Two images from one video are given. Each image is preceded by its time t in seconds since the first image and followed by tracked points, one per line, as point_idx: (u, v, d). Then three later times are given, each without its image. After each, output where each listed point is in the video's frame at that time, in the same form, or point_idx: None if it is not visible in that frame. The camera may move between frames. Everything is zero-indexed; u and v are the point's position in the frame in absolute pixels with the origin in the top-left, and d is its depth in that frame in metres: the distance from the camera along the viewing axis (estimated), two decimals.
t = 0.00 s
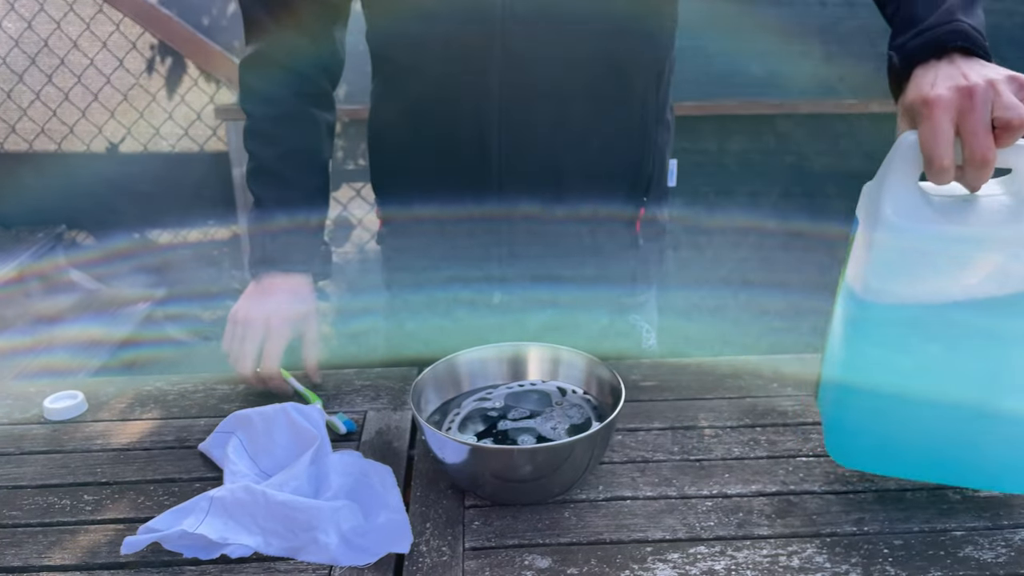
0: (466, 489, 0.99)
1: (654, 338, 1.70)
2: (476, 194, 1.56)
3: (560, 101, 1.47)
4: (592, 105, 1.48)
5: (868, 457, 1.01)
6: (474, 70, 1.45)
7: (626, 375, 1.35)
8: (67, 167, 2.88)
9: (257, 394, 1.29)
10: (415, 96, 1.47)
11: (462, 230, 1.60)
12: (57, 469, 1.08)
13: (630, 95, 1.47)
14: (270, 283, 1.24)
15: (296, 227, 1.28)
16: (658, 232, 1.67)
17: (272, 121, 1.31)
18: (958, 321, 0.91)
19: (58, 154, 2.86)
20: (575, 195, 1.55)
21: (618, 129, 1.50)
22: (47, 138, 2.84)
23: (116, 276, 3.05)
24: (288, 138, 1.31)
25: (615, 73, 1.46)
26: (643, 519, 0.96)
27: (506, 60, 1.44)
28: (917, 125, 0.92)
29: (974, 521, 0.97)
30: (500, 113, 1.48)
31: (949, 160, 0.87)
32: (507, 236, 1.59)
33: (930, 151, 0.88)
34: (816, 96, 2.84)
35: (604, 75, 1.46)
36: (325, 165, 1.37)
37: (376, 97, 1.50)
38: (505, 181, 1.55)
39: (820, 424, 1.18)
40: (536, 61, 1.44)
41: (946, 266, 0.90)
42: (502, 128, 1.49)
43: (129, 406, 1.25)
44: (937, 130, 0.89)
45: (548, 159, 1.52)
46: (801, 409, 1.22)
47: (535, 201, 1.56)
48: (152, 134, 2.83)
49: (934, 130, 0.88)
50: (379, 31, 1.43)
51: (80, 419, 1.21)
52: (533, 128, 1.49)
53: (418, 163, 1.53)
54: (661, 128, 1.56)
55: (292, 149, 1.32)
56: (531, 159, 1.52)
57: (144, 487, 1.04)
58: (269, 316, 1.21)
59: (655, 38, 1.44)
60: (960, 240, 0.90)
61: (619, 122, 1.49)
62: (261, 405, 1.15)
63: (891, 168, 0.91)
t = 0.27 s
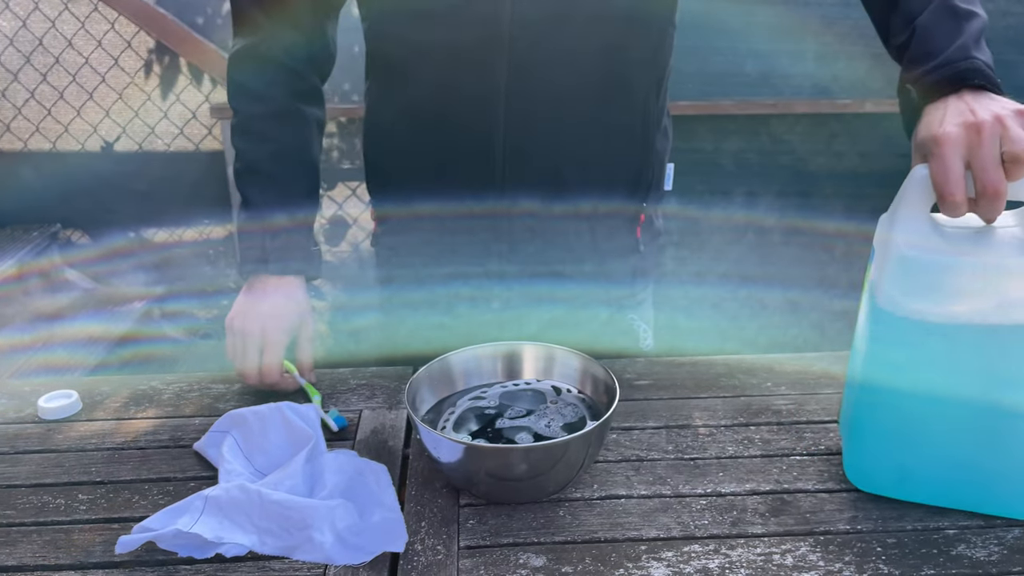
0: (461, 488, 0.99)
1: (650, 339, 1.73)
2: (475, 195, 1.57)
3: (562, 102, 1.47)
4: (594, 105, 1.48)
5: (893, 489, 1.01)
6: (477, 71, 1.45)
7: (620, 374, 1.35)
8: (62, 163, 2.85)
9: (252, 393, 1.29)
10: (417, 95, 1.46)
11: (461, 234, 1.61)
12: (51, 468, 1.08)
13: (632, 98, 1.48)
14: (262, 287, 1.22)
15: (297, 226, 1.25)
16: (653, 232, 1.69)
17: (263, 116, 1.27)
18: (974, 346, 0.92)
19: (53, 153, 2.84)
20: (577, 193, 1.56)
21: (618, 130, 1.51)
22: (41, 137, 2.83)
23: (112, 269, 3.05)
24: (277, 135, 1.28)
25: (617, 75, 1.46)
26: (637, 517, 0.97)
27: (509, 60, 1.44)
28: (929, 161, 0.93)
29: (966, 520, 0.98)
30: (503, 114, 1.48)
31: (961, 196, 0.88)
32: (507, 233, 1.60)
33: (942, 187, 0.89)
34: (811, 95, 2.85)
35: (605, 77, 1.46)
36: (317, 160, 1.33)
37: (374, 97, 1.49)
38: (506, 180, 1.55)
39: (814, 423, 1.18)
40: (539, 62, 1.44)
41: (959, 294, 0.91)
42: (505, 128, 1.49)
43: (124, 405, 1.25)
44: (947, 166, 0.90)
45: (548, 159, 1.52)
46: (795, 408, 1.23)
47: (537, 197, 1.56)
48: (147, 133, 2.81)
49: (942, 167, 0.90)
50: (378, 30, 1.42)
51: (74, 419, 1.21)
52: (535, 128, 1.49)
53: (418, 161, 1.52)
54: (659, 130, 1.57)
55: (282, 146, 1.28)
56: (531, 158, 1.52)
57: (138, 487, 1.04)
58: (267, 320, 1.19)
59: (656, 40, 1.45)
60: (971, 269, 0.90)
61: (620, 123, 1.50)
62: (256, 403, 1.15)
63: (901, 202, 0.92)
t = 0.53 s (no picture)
0: (457, 488, 1.00)
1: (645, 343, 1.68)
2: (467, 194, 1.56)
3: (556, 101, 1.47)
4: (587, 106, 1.48)
5: (889, 496, 1.01)
6: (472, 68, 1.44)
7: (616, 374, 1.35)
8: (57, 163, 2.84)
9: (248, 393, 1.29)
10: (410, 93, 1.46)
11: (451, 230, 1.59)
12: (47, 468, 1.08)
13: (625, 99, 1.49)
14: (231, 264, 1.14)
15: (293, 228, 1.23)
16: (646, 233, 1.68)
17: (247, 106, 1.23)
18: (964, 347, 0.93)
19: (48, 152, 2.82)
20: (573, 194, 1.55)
21: (611, 131, 1.51)
22: (36, 137, 2.81)
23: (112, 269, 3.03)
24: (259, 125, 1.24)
25: (610, 76, 1.47)
26: (633, 517, 0.97)
27: (504, 59, 1.44)
28: (905, 165, 0.95)
29: (960, 520, 0.98)
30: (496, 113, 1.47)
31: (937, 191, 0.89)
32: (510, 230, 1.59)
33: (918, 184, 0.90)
34: (807, 97, 2.76)
35: (600, 77, 1.46)
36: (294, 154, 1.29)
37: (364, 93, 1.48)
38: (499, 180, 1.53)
39: (809, 423, 1.19)
40: (535, 60, 1.44)
41: (945, 297, 0.92)
42: (498, 126, 1.48)
43: (119, 405, 1.25)
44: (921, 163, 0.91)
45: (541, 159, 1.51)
46: (790, 408, 1.23)
47: (545, 194, 1.55)
48: (143, 134, 2.77)
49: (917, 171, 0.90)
50: (373, 30, 1.42)
51: (70, 419, 1.21)
52: (529, 128, 1.48)
53: (410, 159, 1.51)
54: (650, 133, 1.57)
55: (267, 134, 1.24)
56: (524, 157, 1.51)
57: (134, 487, 1.04)
58: (251, 297, 1.12)
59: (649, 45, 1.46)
60: (954, 271, 0.91)
61: (613, 124, 1.50)
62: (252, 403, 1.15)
63: (880, 211, 0.93)
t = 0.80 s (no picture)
0: (454, 489, 1.00)
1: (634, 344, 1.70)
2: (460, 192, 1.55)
3: (543, 102, 1.47)
4: (574, 107, 1.48)
5: (885, 496, 1.01)
6: (460, 68, 1.44)
7: (613, 375, 1.35)
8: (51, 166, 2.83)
9: (245, 394, 1.29)
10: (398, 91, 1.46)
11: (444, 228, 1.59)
12: (43, 470, 1.08)
13: (615, 104, 1.48)
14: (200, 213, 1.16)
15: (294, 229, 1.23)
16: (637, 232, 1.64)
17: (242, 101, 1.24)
18: (961, 346, 0.93)
19: (44, 154, 2.80)
20: (562, 196, 1.55)
21: (598, 135, 1.51)
22: (32, 138, 2.78)
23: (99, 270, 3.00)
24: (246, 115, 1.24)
25: (601, 81, 1.46)
26: (629, 518, 0.97)
27: (493, 60, 1.44)
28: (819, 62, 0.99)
29: (954, 520, 0.99)
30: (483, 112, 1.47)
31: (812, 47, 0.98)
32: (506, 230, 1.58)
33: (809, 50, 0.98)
34: (803, 98, 2.74)
35: (590, 81, 1.46)
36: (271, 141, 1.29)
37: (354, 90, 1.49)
38: (484, 179, 1.53)
39: (805, 423, 1.19)
40: (524, 62, 1.44)
41: (941, 298, 0.92)
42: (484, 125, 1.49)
43: (116, 406, 1.25)
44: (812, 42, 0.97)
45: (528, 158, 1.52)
46: (786, 408, 1.24)
47: (541, 192, 1.55)
48: (139, 135, 2.79)
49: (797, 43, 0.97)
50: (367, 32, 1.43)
51: (66, 420, 1.21)
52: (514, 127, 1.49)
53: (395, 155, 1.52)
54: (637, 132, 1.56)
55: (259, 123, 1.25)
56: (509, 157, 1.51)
57: (132, 488, 1.04)
58: (217, 232, 1.12)
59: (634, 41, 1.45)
60: (949, 271, 0.92)
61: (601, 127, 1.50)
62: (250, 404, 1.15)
63: (875, 212, 0.94)
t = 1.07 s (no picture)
0: (452, 491, 1.00)
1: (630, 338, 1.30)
2: (437, 193, 1.42)
3: (530, 105, 1.32)
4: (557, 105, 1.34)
5: (882, 496, 1.01)
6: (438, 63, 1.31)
7: (611, 377, 1.35)
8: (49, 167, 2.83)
9: (243, 396, 1.29)
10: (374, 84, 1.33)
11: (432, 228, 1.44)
12: (41, 472, 1.08)
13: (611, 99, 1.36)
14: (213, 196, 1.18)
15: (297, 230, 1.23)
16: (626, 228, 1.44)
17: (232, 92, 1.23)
18: (958, 348, 0.93)
19: (41, 156, 2.81)
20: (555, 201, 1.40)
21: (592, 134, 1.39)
22: (30, 140, 2.80)
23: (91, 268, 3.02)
24: (245, 108, 1.23)
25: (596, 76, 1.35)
26: (627, 520, 0.97)
27: (474, 56, 1.29)
28: None
29: (952, 521, 0.99)
30: (463, 111, 1.34)
31: None
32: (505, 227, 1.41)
33: None
34: (802, 99, 2.74)
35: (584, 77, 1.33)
36: (276, 134, 1.28)
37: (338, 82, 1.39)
38: (467, 179, 1.39)
39: (802, 425, 1.19)
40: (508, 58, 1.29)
41: (938, 300, 0.93)
42: (466, 125, 1.35)
43: (114, 409, 1.25)
44: None
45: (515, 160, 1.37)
46: (784, 410, 1.24)
47: (533, 196, 1.40)
48: (137, 136, 2.75)
49: None
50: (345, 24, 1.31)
51: (64, 423, 1.21)
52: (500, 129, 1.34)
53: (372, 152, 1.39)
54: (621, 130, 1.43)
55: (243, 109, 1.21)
56: (496, 159, 1.37)
57: (130, 491, 1.04)
58: (228, 214, 1.12)
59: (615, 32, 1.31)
60: (946, 275, 0.92)
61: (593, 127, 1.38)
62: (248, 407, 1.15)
63: (872, 215, 0.94)
